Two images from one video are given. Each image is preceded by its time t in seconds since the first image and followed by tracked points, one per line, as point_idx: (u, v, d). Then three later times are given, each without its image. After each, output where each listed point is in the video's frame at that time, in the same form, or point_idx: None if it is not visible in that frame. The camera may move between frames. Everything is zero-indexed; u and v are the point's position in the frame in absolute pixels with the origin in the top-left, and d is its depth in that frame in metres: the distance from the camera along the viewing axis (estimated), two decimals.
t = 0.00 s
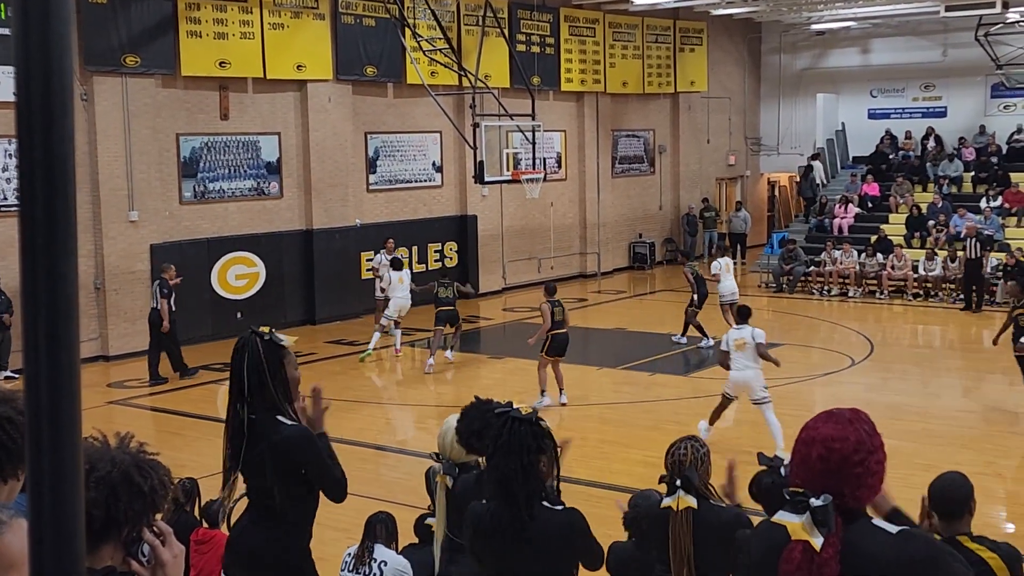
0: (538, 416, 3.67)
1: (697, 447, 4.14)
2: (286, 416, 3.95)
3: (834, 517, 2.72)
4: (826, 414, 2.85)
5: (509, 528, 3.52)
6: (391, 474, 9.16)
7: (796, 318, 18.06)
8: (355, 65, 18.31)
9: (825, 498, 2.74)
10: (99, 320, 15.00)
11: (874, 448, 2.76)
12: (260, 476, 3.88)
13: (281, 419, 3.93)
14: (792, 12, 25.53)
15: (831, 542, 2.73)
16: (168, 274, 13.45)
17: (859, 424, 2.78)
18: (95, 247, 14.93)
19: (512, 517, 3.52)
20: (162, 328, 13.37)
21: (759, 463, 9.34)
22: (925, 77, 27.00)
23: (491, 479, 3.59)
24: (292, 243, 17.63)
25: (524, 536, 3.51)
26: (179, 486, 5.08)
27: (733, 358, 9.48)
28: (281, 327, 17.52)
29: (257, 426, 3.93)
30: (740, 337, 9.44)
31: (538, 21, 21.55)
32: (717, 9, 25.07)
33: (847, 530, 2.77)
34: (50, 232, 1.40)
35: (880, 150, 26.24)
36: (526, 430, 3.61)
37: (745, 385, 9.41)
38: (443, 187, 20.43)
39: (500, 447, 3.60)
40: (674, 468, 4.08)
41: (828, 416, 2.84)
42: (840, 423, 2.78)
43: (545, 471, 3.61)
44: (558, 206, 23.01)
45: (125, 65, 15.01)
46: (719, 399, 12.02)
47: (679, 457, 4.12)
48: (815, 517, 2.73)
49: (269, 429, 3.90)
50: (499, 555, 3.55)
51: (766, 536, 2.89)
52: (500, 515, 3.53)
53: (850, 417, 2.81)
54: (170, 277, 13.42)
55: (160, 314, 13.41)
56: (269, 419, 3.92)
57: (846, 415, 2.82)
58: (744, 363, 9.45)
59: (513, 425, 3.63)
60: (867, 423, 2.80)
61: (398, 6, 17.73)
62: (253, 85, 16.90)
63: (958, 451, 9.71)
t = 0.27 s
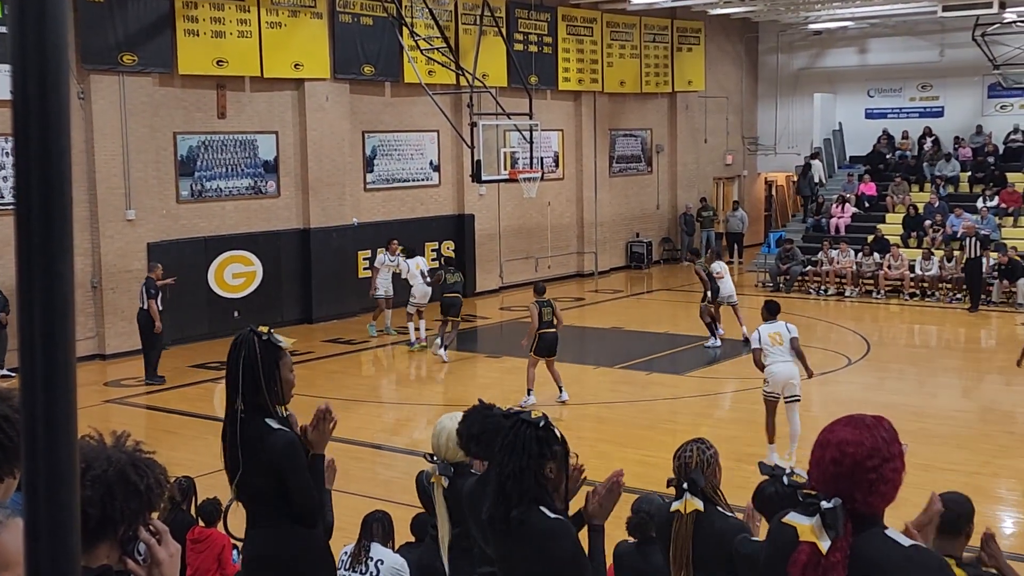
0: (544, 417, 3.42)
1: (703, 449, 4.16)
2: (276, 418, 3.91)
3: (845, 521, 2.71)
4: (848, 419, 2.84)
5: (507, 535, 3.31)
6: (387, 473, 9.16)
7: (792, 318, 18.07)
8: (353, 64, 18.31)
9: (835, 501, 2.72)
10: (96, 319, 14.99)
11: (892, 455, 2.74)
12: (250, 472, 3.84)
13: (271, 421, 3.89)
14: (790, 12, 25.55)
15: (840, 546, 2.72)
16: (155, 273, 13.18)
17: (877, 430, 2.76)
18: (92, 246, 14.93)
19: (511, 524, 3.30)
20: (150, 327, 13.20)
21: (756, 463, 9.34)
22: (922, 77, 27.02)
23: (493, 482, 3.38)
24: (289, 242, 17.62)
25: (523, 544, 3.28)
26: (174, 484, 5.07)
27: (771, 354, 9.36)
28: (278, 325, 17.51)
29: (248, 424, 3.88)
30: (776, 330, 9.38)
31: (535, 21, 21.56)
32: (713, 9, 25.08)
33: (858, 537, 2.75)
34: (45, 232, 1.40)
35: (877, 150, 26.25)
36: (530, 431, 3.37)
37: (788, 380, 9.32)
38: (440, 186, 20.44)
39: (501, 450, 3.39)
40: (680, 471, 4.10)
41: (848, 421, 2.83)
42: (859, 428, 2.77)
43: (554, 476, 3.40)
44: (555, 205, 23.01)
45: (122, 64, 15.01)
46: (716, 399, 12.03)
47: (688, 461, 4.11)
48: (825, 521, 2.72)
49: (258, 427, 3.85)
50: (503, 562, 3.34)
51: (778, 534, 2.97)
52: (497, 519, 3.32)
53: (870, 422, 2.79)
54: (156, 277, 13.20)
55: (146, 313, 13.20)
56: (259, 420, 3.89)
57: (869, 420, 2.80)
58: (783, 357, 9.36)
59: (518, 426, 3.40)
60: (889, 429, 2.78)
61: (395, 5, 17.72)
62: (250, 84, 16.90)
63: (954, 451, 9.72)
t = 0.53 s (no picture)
0: (560, 414, 3.43)
1: (710, 442, 4.14)
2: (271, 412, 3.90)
3: (852, 512, 2.71)
4: (855, 413, 2.83)
5: (510, 526, 3.30)
6: (386, 473, 9.16)
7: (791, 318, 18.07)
8: (351, 63, 18.31)
9: (843, 492, 2.72)
10: (95, 318, 14.98)
11: (899, 446, 2.73)
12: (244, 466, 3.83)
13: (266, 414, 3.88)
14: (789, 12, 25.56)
15: (847, 537, 2.70)
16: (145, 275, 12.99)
17: (885, 422, 2.76)
18: (91, 245, 14.94)
19: (514, 515, 3.29)
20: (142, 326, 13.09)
21: (754, 462, 9.34)
22: (921, 77, 27.03)
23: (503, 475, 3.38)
24: (288, 241, 17.62)
25: (524, 535, 3.27)
26: (172, 483, 5.07)
27: (803, 371, 9.09)
28: (277, 324, 17.51)
29: (244, 418, 3.87)
30: (809, 348, 9.16)
31: (534, 21, 21.57)
32: (713, 9, 25.09)
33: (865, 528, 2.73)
34: (44, 233, 1.40)
35: (876, 150, 26.24)
36: (545, 427, 3.39)
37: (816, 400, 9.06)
38: (439, 185, 20.44)
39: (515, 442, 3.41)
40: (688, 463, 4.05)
41: (855, 414, 2.82)
42: (866, 420, 2.77)
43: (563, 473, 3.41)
44: (554, 205, 23.02)
45: (121, 63, 15.00)
46: (715, 398, 12.03)
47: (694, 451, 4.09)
48: (833, 511, 2.72)
49: (253, 421, 3.84)
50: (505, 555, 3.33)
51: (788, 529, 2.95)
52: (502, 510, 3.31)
53: (878, 415, 2.79)
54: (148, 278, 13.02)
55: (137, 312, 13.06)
56: (254, 414, 3.87)
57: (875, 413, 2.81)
58: (814, 376, 9.10)
59: (533, 422, 3.42)
60: (896, 421, 2.77)
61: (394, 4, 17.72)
62: (249, 83, 16.89)
63: (953, 451, 9.72)
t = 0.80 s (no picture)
0: (558, 409, 3.45)
1: (715, 441, 4.08)
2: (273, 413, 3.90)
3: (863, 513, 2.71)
4: (861, 410, 2.82)
5: (512, 522, 3.30)
6: (386, 472, 9.16)
7: (791, 318, 18.06)
8: (352, 62, 18.31)
9: (853, 493, 2.72)
10: (95, 317, 14.98)
11: (907, 444, 2.73)
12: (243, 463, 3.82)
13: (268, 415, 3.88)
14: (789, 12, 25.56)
15: (859, 536, 2.70)
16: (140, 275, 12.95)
17: (892, 420, 2.75)
18: (91, 244, 14.95)
19: (516, 509, 3.29)
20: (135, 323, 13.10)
21: (754, 462, 9.35)
22: (921, 77, 27.03)
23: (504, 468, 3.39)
24: (288, 241, 17.62)
25: (525, 532, 3.27)
26: (173, 483, 5.07)
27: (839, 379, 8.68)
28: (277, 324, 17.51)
29: (244, 415, 3.86)
30: (845, 354, 8.72)
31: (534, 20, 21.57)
32: (713, 9, 25.10)
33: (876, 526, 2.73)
34: (43, 233, 1.40)
35: (876, 150, 26.24)
36: (543, 421, 3.40)
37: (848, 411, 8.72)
38: (440, 185, 20.44)
39: (515, 435, 3.42)
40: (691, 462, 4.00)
41: (862, 412, 2.81)
42: (874, 418, 2.76)
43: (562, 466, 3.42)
44: (554, 205, 23.01)
45: (121, 62, 15.00)
46: (715, 398, 12.04)
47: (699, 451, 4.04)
48: (844, 512, 2.72)
49: (253, 419, 3.83)
50: (506, 549, 3.33)
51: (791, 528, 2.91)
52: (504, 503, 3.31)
53: (885, 412, 2.78)
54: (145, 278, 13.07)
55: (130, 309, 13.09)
56: (257, 413, 3.87)
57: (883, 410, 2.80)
58: (847, 385, 8.71)
59: (532, 415, 3.44)
60: (903, 419, 2.77)
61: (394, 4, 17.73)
62: (249, 82, 16.89)
63: (952, 451, 9.72)
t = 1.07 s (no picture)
0: (549, 409, 3.45)
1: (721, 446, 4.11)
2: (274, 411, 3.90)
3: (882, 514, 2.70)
4: (873, 414, 2.85)
5: (511, 525, 3.32)
6: (387, 472, 9.16)
7: (791, 318, 18.07)
8: (352, 62, 18.32)
9: (871, 494, 2.71)
10: (95, 317, 14.98)
11: (922, 447, 2.76)
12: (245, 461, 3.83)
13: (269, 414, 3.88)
14: (790, 11, 25.57)
15: (880, 537, 2.69)
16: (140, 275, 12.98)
17: (907, 423, 2.79)
18: (92, 244, 14.95)
19: (515, 514, 3.31)
20: (136, 322, 13.11)
21: (755, 462, 9.35)
22: (922, 77, 27.04)
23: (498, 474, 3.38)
24: (289, 240, 17.63)
25: (527, 537, 3.29)
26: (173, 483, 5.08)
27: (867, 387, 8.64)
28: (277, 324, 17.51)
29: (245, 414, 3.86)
30: (873, 361, 8.67)
31: (535, 20, 21.57)
32: (714, 9, 25.10)
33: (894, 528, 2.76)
34: (44, 238, 1.40)
35: (876, 150, 26.24)
36: (536, 423, 3.39)
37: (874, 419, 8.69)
38: (440, 185, 20.44)
39: (507, 440, 3.40)
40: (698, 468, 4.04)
41: (875, 416, 2.84)
42: (889, 421, 2.79)
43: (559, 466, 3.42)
44: (555, 204, 23.00)
45: (122, 61, 15.00)
46: (716, 398, 12.04)
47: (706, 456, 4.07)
48: (861, 514, 2.71)
49: (256, 417, 3.83)
50: (505, 556, 3.35)
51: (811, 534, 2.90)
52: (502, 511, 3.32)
53: (898, 415, 2.82)
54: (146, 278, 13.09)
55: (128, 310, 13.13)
56: (257, 412, 3.87)
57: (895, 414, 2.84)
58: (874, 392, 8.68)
59: (522, 418, 3.42)
60: (916, 422, 2.81)
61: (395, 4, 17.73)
62: (250, 82, 16.90)
63: (953, 451, 9.73)
